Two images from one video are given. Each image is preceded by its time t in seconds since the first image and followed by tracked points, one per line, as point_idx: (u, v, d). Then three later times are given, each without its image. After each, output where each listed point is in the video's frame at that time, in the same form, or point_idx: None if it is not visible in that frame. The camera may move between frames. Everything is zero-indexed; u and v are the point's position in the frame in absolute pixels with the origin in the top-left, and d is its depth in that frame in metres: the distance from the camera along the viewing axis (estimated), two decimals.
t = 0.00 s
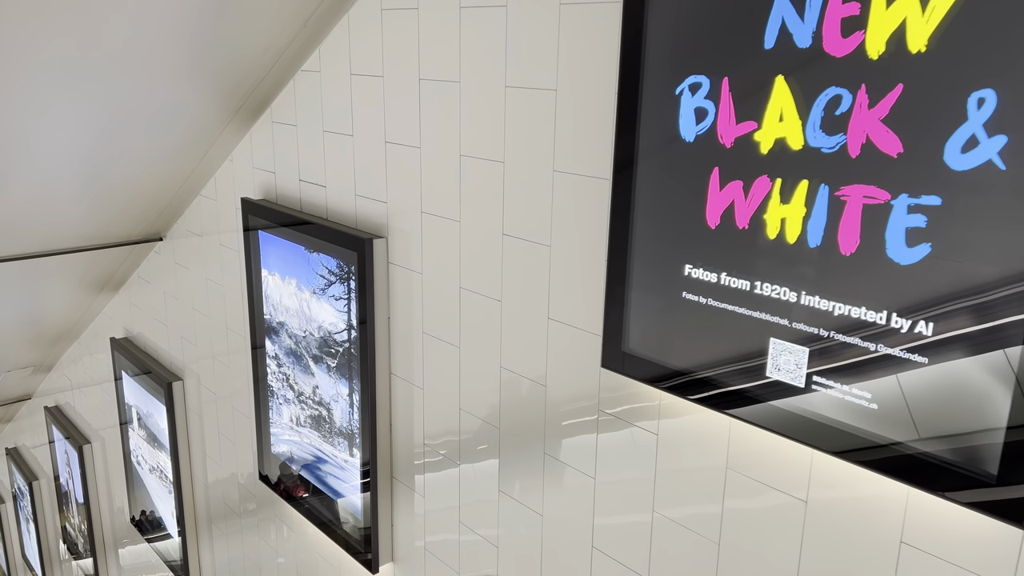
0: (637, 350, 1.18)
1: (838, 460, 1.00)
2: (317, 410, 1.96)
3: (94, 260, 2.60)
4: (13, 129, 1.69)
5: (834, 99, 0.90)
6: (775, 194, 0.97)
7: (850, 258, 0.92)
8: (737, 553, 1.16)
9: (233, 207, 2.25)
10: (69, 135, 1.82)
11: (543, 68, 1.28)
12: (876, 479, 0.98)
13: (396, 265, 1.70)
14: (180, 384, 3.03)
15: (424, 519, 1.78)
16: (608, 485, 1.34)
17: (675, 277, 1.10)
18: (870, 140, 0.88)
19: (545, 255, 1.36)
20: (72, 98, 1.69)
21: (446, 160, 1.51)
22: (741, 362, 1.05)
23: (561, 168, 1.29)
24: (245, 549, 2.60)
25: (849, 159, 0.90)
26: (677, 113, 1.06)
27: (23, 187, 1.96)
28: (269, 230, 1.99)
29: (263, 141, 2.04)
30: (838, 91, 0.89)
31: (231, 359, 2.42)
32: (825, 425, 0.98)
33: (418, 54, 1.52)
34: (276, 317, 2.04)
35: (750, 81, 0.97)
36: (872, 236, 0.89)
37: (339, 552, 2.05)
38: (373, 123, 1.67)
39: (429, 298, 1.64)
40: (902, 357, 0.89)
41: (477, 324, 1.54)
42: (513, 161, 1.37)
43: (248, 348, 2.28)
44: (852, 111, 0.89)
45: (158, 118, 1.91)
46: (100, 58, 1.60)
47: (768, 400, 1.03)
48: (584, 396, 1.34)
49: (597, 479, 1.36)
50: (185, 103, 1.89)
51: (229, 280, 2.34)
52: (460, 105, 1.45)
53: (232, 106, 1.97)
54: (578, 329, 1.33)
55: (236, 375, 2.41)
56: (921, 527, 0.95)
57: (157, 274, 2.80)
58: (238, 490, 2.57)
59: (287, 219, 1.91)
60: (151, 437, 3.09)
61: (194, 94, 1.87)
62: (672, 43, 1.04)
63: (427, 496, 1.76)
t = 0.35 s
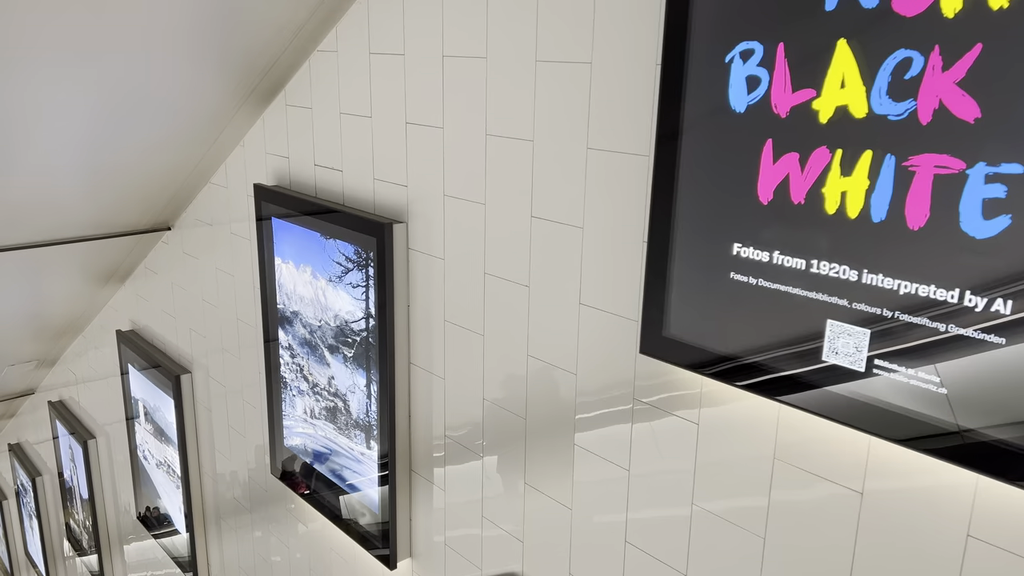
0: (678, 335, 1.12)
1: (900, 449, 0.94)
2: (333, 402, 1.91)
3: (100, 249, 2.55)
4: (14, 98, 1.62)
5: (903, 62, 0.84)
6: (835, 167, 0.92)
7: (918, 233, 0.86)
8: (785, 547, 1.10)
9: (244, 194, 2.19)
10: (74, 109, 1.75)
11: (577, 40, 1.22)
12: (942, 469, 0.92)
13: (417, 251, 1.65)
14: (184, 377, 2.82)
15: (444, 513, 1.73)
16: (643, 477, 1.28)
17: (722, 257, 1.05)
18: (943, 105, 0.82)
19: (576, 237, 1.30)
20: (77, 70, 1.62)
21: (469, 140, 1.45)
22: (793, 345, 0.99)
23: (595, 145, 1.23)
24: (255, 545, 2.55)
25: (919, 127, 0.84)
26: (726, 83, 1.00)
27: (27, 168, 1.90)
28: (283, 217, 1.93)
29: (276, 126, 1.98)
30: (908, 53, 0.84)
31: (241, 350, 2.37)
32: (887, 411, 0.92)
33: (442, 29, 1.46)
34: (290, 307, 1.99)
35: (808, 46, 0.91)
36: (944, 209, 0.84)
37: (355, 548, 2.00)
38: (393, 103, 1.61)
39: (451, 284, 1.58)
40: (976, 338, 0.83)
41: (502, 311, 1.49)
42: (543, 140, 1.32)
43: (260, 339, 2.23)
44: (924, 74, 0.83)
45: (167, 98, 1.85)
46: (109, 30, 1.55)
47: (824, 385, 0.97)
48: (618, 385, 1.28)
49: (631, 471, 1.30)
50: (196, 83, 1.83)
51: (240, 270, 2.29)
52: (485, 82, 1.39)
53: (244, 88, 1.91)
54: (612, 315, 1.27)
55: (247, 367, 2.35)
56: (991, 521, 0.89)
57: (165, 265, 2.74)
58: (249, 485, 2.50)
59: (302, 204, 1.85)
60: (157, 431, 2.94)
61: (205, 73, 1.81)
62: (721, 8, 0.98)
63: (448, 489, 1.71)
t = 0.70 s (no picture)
0: (725, 319, 1.06)
1: (969, 436, 0.89)
2: (349, 394, 1.85)
3: (107, 239, 2.49)
4: (21, 74, 1.56)
5: (982, 20, 0.78)
6: (903, 136, 0.86)
7: (995, 205, 0.80)
8: (837, 543, 1.04)
9: (256, 181, 2.13)
10: (82, 88, 1.69)
11: (615, 9, 1.16)
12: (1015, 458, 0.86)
13: (438, 236, 1.59)
14: (192, 370, 2.71)
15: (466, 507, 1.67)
16: (680, 469, 1.22)
17: (775, 235, 0.99)
18: None
19: (610, 219, 1.24)
20: (86, 46, 1.57)
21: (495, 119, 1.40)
22: (853, 328, 0.93)
23: (633, 121, 1.17)
24: (265, 542, 2.49)
25: (999, 90, 0.78)
26: (782, 49, 0.94)
27: (33, 150, 1.84)
28: (297, 203, 1.88)
29: (290, 109, 1.92)
30: (987, 11, 0.78)
31: (252, 342, 2.31)
32: (957, 396, 0.86)
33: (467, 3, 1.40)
34: (304, 296, 1.94)
35: (874, 6, 0.85)
36: None
37: (371, 543, 1.95)
38: (415, 82, 1.55)
39: (475, 271, 1.53)
40: None
41: (528, 297, 1.43)
42: (575, 116, 1.26)
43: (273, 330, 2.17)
44: (1005, 33, 0.77)
45: (178, 79, 1.79)
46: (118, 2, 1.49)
47: (886, 369, 0.91)
48: (655, 372, 1.23)
49: (668, 462, 1.24)
50: (207, 62, 1.77)
51: (251, 259, 2.23)
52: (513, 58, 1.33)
53: (257, 70, 1.86)
54: (649, 299, 1.21)
55: (258, 359, 2.30)
56: None
57: (173, 255, 2.69)
58: (259, 480, 2.45)
59: (317, 190, 1.80)
60: (165, 426, 2.87)
61: (217, 52, 1.75)
62: None
63: (470, 483, 1.65)
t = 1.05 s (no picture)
0: (777, 302, 1.00)
1: None
2: (367, 386, 1.80)
3: (114, 228, 2.44)
4: (26, 53, 1.51)
5: None
6: (980, 101, 0.80)
7: None
8: (897, 538, 0.98)
9: (269, 168, 2.07)
10: (88, 69, 1.64)
11: None
12: None
13: (461, 221, 1.53)
14: (201, 364, 2.64)
15: (489, 501, 1.62)
16: (722, 461, 1.17)
17: (833, 211, 0.93)
18: None
19: (649, 198, 1.18)
20: (94, 24, 1.51)
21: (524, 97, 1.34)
22: (921, 309, 0.88)
23: (675, 95, 1.11)
24: (277, 539, 2.44)
25: None
26: (844, 12, 0.88)
27: (39, 136, 1.79)
28: (313, 190, 1.82)
29: (306, 93, 1.87)
30: None
31: (264, 335, 2.26)
32: None
33: None
34: (320, 285, 1.89)
35: None
36: None
37: (388, 539, 1.89)
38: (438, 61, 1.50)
39: (500, 257, 1.47)
40: None
41: (556, 283, 1.37)
42: (611, 91, 1.20)
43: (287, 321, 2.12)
44: None
45: (188, 61, 1.73)
46: None
47: (958, 353, 0.85)
48: (696, 360, 1.17)
49: (709, 455, 1.18)
50: (220, 43, 1.72)
51: (264, 249, 2.18)
52: (544, 32, 1.28)
53: (271, 51, 1.80)
54: (690, 283, 1.15)
55: (271, 352, 2.24)
56: None
57: (182, 247, 2.64)
58: (271, 475, 2.39)
59: (334, 175, 1.74)
60: (174, 420, 2.81)
61: (231, 33, 1.69)
62: None
63: (494, 477, 1.60)
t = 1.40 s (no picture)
0: (835, 283, 0.95)
1: None
2: (385, 378, 1.75)
3: (123, 218, 2.40)
4: (33, 29, 1.45)
5: None
6: None
7: None
8: (964, 535, 0.92)
9: (282, 155, 2.02)
10: (98, 49, 1.59)
11: None
12: None
13: (486, 206, 1.47)
14: (212, 358, 2.57)
15: (514, 497, 1.56)
16: (769, 453, 1.11)
17: (900, 184, 0.87)
18: None
19: (692, 177, 1.12)
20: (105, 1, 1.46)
21: (555, 73, 1.28)
22: (998, 287, 0.81)
23: (722, 67, 1.05)
24: (289, 536, 2.38)
25: None
26: None
27: (47, 120, 1.73)
28: (330, 176, 1.77)
29: (322, 76, 1.81)
30: None
31: (277, 327, 2.20)
32: None
33: None
34: (336, 275, 1.83)
35: None
36: None
37: (407, 536, 1.84)
38: (462, 39, 1.44)
39: (527, 242, 1.41)
40: None
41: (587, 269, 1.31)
42: (651, 65, 1.14)
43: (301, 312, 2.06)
44: None
45: (199, 41, 1.68)
46: None
47: None
48: (741, 347, 1.11)
49: (754, 447, 1.12)
50: (234, 23, 1.66)
51: (277, 239, 2.12)
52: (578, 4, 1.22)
53: (285, 32, 1.75)
54: (737, 266, 1.09)
55: (284, 344, 2.19)
56: None
57: (191, 239, 2.58)
58: (283, 471, 2.34)
59: (351, 159, 1.69)
60: (183, 415, 2.76)
61: (245, 13, 1.64)
62: None
63: (520, 472, 1.54)
